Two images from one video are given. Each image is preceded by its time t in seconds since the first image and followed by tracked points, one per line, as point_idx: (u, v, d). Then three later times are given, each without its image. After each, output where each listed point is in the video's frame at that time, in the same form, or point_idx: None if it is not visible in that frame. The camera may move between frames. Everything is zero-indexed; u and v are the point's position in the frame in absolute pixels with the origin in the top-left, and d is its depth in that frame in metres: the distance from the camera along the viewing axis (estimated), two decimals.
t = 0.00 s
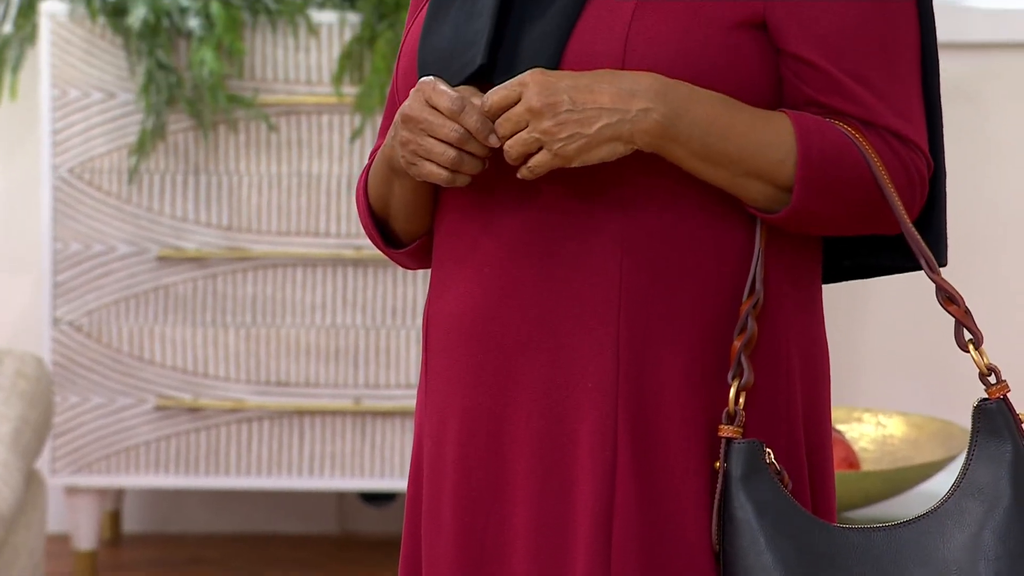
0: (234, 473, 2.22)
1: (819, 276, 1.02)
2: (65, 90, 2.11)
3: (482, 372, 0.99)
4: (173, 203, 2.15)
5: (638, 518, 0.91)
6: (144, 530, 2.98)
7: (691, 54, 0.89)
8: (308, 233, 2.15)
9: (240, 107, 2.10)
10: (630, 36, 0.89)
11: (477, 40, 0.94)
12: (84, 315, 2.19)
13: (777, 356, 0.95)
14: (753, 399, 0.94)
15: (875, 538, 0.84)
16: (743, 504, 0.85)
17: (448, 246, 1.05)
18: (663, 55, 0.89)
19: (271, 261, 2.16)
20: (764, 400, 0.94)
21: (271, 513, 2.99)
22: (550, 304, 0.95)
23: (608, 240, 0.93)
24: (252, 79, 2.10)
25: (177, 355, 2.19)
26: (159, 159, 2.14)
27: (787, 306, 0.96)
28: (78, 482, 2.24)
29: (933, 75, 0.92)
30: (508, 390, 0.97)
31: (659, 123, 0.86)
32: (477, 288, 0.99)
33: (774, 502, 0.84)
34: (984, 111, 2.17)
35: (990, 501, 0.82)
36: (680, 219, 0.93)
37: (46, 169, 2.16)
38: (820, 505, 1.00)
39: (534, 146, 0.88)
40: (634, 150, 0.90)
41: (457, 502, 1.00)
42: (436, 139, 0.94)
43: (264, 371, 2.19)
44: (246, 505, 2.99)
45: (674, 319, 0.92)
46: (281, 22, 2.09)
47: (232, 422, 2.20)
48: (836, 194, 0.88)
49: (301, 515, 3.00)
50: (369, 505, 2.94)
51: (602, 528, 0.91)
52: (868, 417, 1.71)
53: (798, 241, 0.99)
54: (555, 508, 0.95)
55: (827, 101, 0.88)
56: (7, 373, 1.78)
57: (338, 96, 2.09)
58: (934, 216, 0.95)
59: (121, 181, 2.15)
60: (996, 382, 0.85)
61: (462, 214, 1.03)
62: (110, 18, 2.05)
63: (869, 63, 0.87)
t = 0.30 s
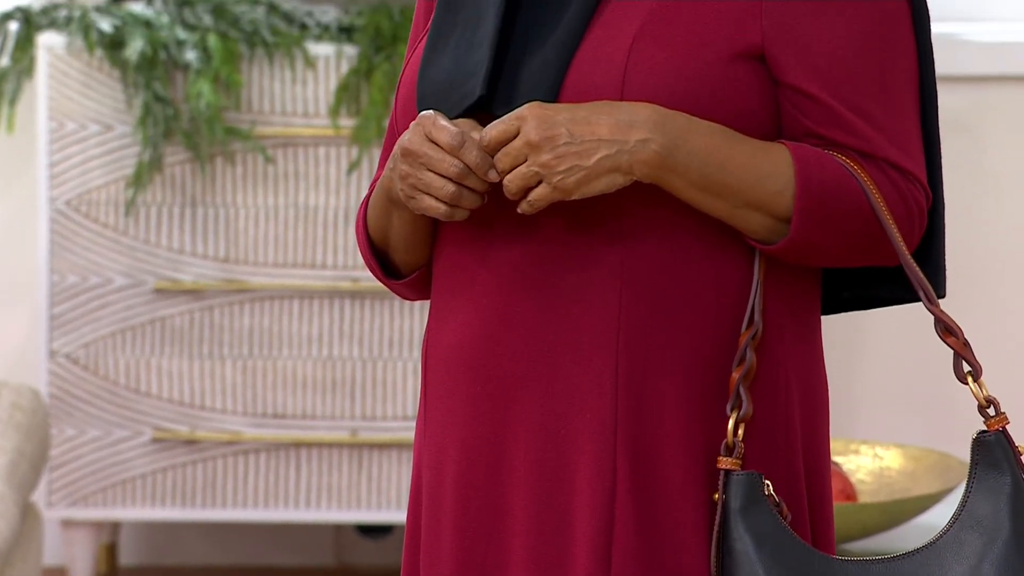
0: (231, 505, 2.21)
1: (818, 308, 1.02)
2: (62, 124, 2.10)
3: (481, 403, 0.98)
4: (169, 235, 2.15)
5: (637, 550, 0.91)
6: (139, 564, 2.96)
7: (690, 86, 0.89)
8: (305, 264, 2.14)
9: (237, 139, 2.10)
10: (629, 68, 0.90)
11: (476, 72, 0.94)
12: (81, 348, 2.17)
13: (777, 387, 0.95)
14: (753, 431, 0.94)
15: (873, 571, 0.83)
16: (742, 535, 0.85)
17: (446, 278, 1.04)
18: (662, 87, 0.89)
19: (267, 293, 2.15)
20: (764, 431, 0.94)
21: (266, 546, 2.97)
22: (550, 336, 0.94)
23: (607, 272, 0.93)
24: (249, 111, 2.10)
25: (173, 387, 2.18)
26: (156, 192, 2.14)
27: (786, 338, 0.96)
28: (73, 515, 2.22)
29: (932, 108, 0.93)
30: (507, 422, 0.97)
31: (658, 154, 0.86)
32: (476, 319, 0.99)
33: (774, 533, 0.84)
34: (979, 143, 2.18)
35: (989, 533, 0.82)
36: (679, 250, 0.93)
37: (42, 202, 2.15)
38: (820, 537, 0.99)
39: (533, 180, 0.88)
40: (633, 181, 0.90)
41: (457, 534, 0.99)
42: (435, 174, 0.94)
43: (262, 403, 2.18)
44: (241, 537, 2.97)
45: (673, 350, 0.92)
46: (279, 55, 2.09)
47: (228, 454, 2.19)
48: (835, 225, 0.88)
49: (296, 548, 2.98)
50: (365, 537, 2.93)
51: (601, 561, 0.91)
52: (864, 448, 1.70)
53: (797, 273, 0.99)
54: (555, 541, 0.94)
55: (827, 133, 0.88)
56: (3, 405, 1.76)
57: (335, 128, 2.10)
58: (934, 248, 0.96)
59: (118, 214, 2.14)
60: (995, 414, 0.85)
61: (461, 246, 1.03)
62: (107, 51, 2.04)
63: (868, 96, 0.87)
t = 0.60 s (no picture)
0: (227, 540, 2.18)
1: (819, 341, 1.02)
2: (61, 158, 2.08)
3: (481, 436, 0.98)
4: (168, 269, 2.13)
5: None
6: None
7: (691, 119, 0.90)
8: (302, 298, 2.13)
9: (235, 173, 2.09)
10: (630, 102, 0.90)
11: (477, 105, 0.95)
12: (78, 382, 2.15)
13: (778, 420, 0.95)
14: (754, 464, 0.94)
15: None
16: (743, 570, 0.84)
17: (446, 311, 1.04)
18: (664, 121, 0.90)
19: (265, 327, 2.13)
20: (765, 465, 0.94)
21: None
22: (550, 369, 0.94)
23: (609, 306, 0.93)
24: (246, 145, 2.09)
25: (171, 422, 2.16)
26: (154, 226, 2.12)
27: (787, 371, 0.96)
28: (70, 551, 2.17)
29: (932, 142, 0.93)
30: (507, 455, 0.97)
31: (660, 187, 0.87)
32: (477, 353, 0.99)
33: (774, 568, 0.84)
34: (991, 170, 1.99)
35: (990, 568, 0.81)
36: (680, 283, 0.93)
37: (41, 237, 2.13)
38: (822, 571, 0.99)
39: (535, 214, 0.88)
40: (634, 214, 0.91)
41: (456, 567, 0.99)
42: (437, 208, 0.95)
43: (259, 437, 2.16)
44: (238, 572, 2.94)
45: (674, 384, 0.92)
46: (277, 91, 2.08)
47: (226, 488, 2.16)
48: (836, 259, 0.88)
49: None
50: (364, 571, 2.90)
51: None
52: (864, 483, 1.70)
53: (798, 306, 0.99)
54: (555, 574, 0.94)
55: (828, 167, 0.89)
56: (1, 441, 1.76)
57: (333, 162, 2.09)
58: (934, 281, 0.96)
59: (116, 248, 2.12)
60: (996, 448, 0.85)
61: (462, 279, 1.03)
62: (105, 85, 2.03)
63: (869, 130, 0.88)
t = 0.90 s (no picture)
0: None
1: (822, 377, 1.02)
2: (60, 196, 2.03)
3: (483, 471, 0.98)
4: (167, 305, 2.09)
5: None
6: None
7: (695, 154, 0.90)
8: (302, 335, 2.08)
9: (235, 210, 2.05)
10: (634, 137, 0.91)
11: (482, 140, 0.95)
12: (78, 419, 2.10)
13: (781, 456, 0.94)
14: (757, 500, 0.93)
15: None
16: None
17: (449, 345, 1.04)
18: (667, 156, 0.90)
19: (265, 363, 2.09)
20: (768, 500, 0.94)
21: None
22: (552, 405, 0.94)
23: (613, 341, 0.93)
24: (246, 182, 2.05)
25: (170, 458, 2.11)
26: (154, 263, 2.08)
27: (791, 406, 0.96)
28: None
29: (936, 178, 0.94)
30: (509, 489, 0.96)
31: (664, 222, 0.87)
32: (479, 387, 0.99)
33: None
34: (992, 205, 1.97)
35: None
36: (684, 319, 0.93)
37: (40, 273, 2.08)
38: None
39: (539, 248, 0.88)
40: (639, 249, 0.91)
41: None
42: (440, 242, 0.95)
43: (258, 473, 2.11)
44: None
45: (677, 419, 0.92)
46: (276, 127, 2.03)
47: (225, 525, 2.11)
48: (840, 294, 0.88)
49: None
50: None
51: None
52: (863, 519, 1.68)
53: (802, 341, 0.99)
54: None
55: (833, 204, 0.89)
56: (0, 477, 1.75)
57: (332, 199, 2.04)
58: (938, 317, 0.96)
59: (116, 285, 2.08)
60: (999, 485, 0.84)
61: (464, 314, 1.03)
62: (104, 122, 1.99)
63: (872, 166, 0.88)
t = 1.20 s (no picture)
0: None
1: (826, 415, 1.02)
2: (60, 233, 1.94)
3: (487, 508, 0.97)
4: (167, 342, 1.99)
5: None
6: None
7: (700, 192, 0.91)
8: (302, 371, 1.99)
9: (235, 246, 1.96)
10: (640, 173, 0.91)
11: (487, 177, 0.95)
12: (77, 456, 2.00)
13: (786, 493, 0.94)
14: (762, 537, 0.93)
15: None
16: None
17: (454, 382, 1.04)
18: (673, 193, 0.91)
19: (264, 400, 1.99)
20: (773, 537, 0.93)
21: None
22: (557, 441, 0.94)
23: (618, 378, 0.92)
24: (245, 220, 1.96)
25: (170, 496, 2.01)
26: (154, 299, 1.99)
27: (795, 443, 0.95)
28: None
29: (940, 215, 0.94)
30: (513, 526, 0.96)
31: (670, 258, 0.87)
32: (483, 423, 0.98)
33: None
34: (992, 241, 1.95)
35: None
36: (689, 356, 0.92)
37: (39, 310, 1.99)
38: None
39: (545, 285, 0.88)
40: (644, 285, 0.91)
41: None
42: (445, 279, 0.95)
43: (258, 510, 2.01)
44: None
45: (682, 455, 0.92)
46: (276, 163, 1.95)
47: (224, 562, 2.01)
48: (845, 330, 0.88)
49: None
50: None
51: None
52: (863, 556, 1.67)
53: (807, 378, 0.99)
54: None
55: (838, 241, 0.89)
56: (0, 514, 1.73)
57: (332, 235, 1.96)
58: (943, 355, 0.96)
59: (115, 321, 1.98)
60: (1004, 522, 0.84)
61: (468, 351, 1.03)
62: (104, 159, 1.92)
63: (876, 204, 0.89)
